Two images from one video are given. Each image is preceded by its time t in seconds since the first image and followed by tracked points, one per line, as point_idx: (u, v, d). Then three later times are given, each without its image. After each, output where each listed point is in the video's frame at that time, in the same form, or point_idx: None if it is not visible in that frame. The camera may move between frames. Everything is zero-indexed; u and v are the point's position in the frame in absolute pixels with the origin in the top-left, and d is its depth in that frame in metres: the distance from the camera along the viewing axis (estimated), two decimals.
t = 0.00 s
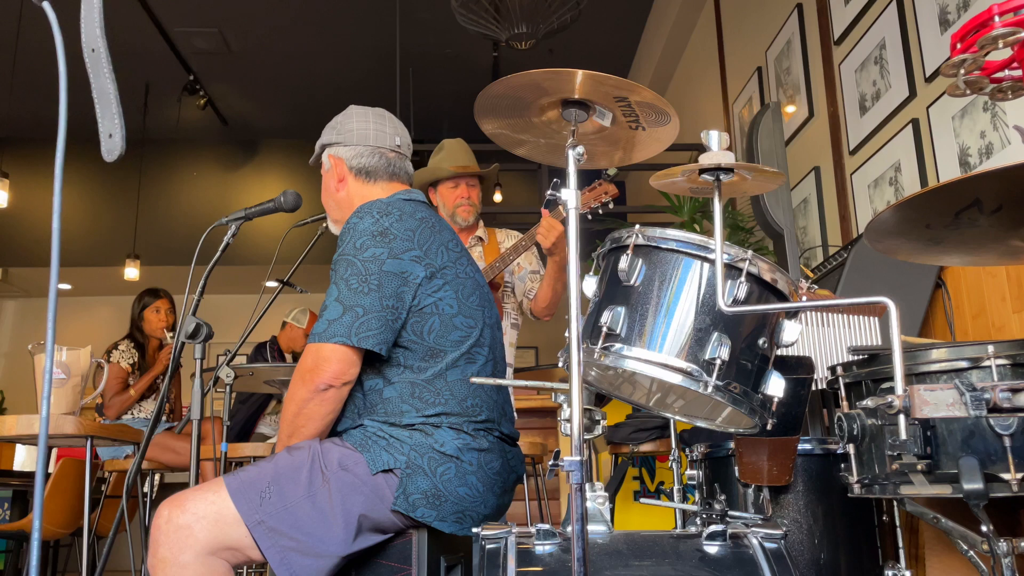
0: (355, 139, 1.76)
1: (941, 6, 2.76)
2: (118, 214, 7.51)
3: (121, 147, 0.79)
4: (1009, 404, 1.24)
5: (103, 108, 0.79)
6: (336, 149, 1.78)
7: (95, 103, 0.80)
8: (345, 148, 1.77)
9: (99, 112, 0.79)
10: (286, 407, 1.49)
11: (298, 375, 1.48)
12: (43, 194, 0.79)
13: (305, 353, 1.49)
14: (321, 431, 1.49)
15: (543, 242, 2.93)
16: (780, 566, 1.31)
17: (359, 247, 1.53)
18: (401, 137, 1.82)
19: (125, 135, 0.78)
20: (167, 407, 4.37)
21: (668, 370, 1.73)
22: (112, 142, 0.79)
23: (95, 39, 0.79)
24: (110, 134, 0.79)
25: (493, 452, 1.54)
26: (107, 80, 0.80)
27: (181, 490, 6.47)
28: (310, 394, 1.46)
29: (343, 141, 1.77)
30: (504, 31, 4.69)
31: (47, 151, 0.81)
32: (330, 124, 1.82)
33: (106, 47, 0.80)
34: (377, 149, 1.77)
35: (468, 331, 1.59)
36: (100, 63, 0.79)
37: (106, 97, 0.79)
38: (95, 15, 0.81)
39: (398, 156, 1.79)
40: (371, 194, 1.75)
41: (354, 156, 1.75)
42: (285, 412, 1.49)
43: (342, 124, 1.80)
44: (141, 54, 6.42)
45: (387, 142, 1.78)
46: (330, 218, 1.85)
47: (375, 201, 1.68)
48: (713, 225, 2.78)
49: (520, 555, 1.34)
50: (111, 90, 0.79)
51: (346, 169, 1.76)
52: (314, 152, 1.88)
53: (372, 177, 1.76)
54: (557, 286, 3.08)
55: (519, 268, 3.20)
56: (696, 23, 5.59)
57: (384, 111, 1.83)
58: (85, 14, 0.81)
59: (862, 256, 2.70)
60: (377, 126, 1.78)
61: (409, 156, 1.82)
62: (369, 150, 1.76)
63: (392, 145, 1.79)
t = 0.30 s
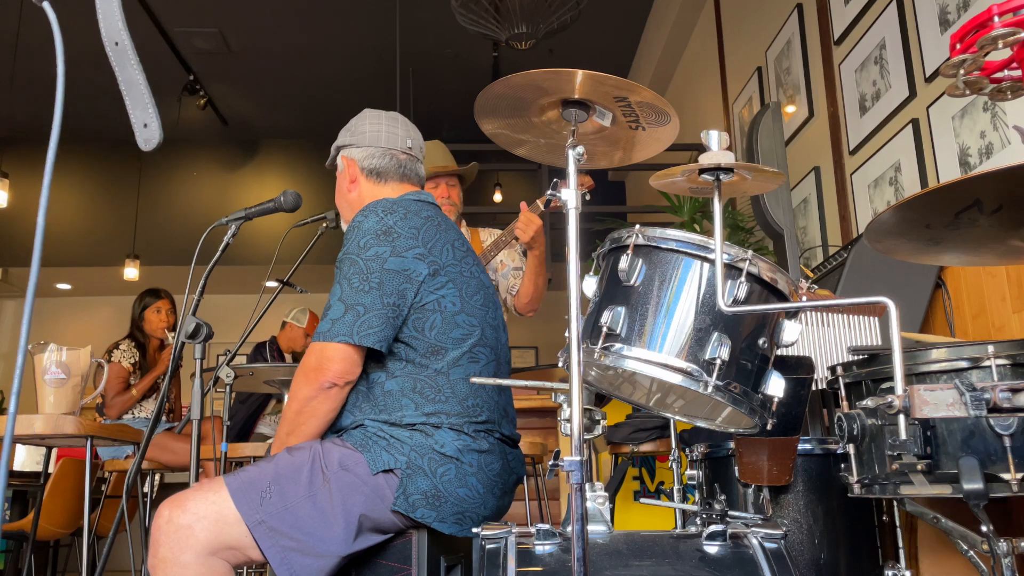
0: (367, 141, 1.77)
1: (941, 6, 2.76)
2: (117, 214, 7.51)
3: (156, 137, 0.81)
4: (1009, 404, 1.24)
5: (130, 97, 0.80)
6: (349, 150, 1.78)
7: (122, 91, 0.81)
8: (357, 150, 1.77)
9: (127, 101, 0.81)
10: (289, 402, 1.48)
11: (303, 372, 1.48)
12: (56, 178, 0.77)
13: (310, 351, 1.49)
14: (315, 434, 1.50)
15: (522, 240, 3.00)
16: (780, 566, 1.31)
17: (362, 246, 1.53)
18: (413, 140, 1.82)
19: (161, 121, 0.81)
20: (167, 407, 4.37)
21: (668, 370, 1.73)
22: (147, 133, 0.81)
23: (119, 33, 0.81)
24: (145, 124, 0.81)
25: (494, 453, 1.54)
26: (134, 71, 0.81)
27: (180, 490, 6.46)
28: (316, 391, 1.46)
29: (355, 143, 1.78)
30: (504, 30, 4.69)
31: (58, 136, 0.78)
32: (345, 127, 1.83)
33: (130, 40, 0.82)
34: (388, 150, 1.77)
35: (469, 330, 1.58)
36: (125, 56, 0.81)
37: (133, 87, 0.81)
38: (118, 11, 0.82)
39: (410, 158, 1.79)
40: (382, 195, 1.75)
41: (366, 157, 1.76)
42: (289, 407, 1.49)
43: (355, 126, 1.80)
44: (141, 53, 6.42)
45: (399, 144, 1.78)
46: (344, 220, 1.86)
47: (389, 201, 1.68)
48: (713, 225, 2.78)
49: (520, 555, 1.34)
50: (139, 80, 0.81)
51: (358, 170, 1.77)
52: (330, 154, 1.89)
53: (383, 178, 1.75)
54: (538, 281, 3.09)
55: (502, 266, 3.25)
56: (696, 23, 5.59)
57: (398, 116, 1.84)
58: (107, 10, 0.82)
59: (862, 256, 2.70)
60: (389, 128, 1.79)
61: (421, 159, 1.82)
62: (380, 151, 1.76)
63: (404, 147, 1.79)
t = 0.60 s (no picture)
0: (367, 141, 1.77)
1: (941, 6, 2.76)
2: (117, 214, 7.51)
3: (135, 149, 0.83)
4: (1009, 404, 1.24)
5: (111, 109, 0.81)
6: (349, 151, 1.78)
7: (102, 102, 0.81)
8: (357, 150, 1.77)
9: (107, 112, 0.81)
10: (288, 404, 1.49)
11: (303, 374, 1.48)
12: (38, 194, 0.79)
13: (309, 352, 1.49)
14: (321, 429, 1.49)
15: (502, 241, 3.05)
16: (779, 565, 1.31)
17: (360, 246, 1.54)
18: (413, 138, 1.81)
19: (141, 136, 0.82)
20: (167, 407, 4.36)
21: (668, 370, 1.73)
22: (125, 145, 0.83)
23: (103, 46, 0.81)
24: (123, 136, 0.82)
25: (493, 453, 1.54)
26: (115, 82, 0.82)
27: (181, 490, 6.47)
28: (314, 391, 1.45)
29: (355, 143, 1.78)
30: (504, 30, 4.69)
31: (39, 148, 0.80)
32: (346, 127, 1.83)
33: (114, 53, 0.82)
34: (388, 149, 1.76)
35: (468, 332, 1.58)
36: (108, 68, 0.81)
37: (113, 101, 0.82)
38: (101, 21, 0.83)
39: (409, 157, 1.79)
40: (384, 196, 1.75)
41: (366, 158, 1.76)
42: (289, 408, 1.49)
43: (355, 127, 1.80)
44: (141, 53, 6.42)
45: (398, 143, 1.78)
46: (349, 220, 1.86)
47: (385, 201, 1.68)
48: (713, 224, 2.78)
49: (520, 554, 1.34)
50: (120, 94, 0.82)
51: (359, 171, 1.77)
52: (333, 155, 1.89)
53: (384, 178, 1.76)
54: (519, 282, 3.09)
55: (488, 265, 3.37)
56: (696, 23, 5.59)
57: (397, 115, 1.83)
58: (91, 21, 0.82)
59: (862, 256, 2.70)
60: (389, 128, 1.78)
61: (421, 157, 1.81)
62: (380, 151, 1.76)
63: (403, 146, 1.78)
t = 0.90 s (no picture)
0: (359, 141, 1.77)
1: (941, 6, 2.77)
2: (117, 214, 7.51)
3: (133, 149, 0.83)
4: (1008, 404, 1.24)
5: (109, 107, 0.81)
6: (342, 152, 1.79)
7: (101, 102, 0.81)
8: (350, 150, 1.77)
9: (106, 110, 0.81)
10: (290, 407, 1.49)
11: (305, 377, 1.48)
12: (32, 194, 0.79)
13: (310, 356, 1.48)
14: (324, 431, 1.49)
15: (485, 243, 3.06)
16: (780, 566, 1.31)
17: (361, 249, 1.53)
18: (405, 134, 1.81)
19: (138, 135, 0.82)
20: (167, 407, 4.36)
21: (668, 370, 1.73)
22: (124, 144, 0.82)
23: (100, 44, 0.81)
24: (122, 136, 0.82)
25: (493, 453, 1.54)
26: (114, 83, 0.81)
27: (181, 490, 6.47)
28: (317, 395, 1.45)
29: (347, 144, 1.78)
30: (504, 31, 4.69)
31: (39, 146, 0.80)
32: (338, 129, 1.84)
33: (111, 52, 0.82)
34: (380, 148, 1.77)
35: (468, 333, 1.58)
36: (106, 67, 0.81)
37: (112, 99, 0.81)
38: (99, 22, 0.83)
39: (403, 154, 1.79)
40: (378, 194, 1.75)
41: (359, 158, 1.76)
42: (290, 411, 1.49)
43: (347, 127, 1.81)
44: (141, 53, 6.42)
45: (390, 141, 1.78)
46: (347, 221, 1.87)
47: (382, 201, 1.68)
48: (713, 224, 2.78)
49: (520, 555, 1.34)
50: (118, 92, 0.81)
51: (352, 171, 1.77)
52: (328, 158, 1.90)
53: (378, 177, 1.75)
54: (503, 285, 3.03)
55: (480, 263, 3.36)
56: (696, 23, 5.59)
57: (387, 111, 1.83)
58: (89, 21, 0.82)
59: (862, 256, 2.70)
60: (380, 126, 1.78)
61: (415, 153, 1.81)
62: (373, 150, 1.76)
63: (396, 143, 1.78)
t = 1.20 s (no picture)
0: (351, 140, 1.77)
1: (941, 6, 2.77)
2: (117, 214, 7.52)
3: (136, 129, 0.81)
4: (1009, 404, 1.24)
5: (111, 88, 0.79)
6: (333, 151, 1.78)
7: (101, 81, 0.79)
8: (342, 149, 1.77)
9: (107, 91, 0.79)
10: (292, 411, 1.48)
11: (307, 379, 1.48)
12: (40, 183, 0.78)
13: (312, 358, 1.48)
14: (327, 434, 1.48)
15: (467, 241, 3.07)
16: (780, 566, 1.31)
17: (363, 250, 1.53)
18: (397, 134, 1.82)
19: (142, 115, 0.81)
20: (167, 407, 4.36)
21: (668, 370, 1.73)
22: (126, 124, 0.80)
23: (99, 24, 0.78)
24: (124, 115, 0.80)
25: (493, 453, 1.55)
26: (114, 62, 0.79)
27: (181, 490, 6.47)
28: (320, 399, 1.45)
29: (339, 143, 1.78)
30: (504, 31, 4.69)
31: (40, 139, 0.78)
32: (327, 127, 1.83)
33: (109, 30, 0.79)
34: (373, 147, 1.77)
35: (468, 333, 1.59)
36: (105, 48, 0.78)
37: (114, 80, 0.79)
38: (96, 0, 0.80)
39: (396, 154, 1.79)
40: (370, 193, 1.75)
41: (351, 157, 1.76)
42: (292, 414, 1.48)
43: (337, 126, 1.80)
44: (141, 53, 6.42)
45: (383, 140, 1.78)
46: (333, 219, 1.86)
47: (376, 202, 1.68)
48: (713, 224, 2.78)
49: (520, 554, 1.34)
50: (120, 73, 0.79)
51: (343, 170, 1.77)
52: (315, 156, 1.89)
53: (370, 177, 1.75)
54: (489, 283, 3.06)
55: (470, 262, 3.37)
56: (696, 23, 5.59)
57: (379, 110, 1.83)
58: None
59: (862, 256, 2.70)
60: (372, 125, 1.79)
61: (406, 153, 1.81)
62: (365, 150, 1.76)
63: (388, 143, 1.79)
